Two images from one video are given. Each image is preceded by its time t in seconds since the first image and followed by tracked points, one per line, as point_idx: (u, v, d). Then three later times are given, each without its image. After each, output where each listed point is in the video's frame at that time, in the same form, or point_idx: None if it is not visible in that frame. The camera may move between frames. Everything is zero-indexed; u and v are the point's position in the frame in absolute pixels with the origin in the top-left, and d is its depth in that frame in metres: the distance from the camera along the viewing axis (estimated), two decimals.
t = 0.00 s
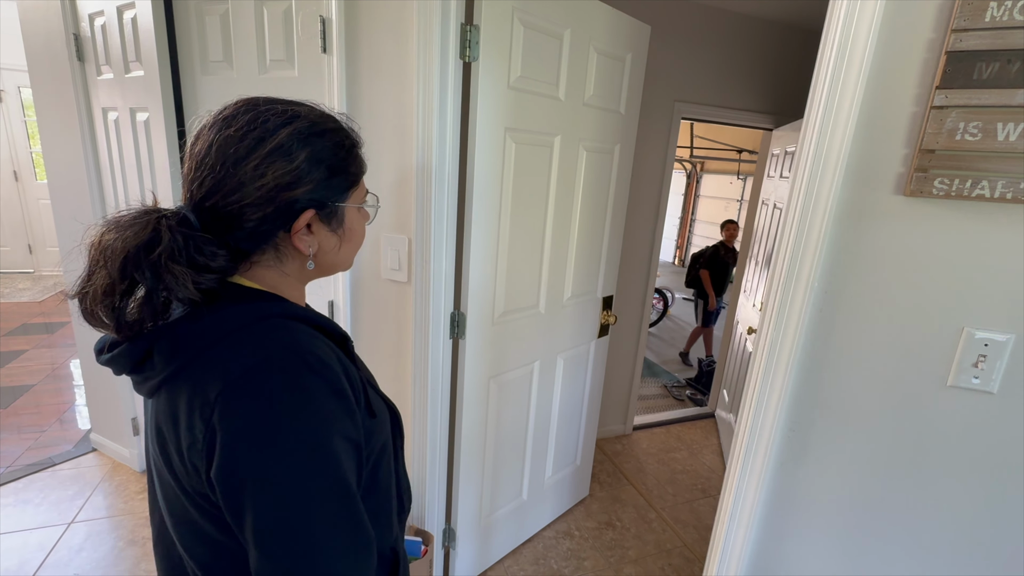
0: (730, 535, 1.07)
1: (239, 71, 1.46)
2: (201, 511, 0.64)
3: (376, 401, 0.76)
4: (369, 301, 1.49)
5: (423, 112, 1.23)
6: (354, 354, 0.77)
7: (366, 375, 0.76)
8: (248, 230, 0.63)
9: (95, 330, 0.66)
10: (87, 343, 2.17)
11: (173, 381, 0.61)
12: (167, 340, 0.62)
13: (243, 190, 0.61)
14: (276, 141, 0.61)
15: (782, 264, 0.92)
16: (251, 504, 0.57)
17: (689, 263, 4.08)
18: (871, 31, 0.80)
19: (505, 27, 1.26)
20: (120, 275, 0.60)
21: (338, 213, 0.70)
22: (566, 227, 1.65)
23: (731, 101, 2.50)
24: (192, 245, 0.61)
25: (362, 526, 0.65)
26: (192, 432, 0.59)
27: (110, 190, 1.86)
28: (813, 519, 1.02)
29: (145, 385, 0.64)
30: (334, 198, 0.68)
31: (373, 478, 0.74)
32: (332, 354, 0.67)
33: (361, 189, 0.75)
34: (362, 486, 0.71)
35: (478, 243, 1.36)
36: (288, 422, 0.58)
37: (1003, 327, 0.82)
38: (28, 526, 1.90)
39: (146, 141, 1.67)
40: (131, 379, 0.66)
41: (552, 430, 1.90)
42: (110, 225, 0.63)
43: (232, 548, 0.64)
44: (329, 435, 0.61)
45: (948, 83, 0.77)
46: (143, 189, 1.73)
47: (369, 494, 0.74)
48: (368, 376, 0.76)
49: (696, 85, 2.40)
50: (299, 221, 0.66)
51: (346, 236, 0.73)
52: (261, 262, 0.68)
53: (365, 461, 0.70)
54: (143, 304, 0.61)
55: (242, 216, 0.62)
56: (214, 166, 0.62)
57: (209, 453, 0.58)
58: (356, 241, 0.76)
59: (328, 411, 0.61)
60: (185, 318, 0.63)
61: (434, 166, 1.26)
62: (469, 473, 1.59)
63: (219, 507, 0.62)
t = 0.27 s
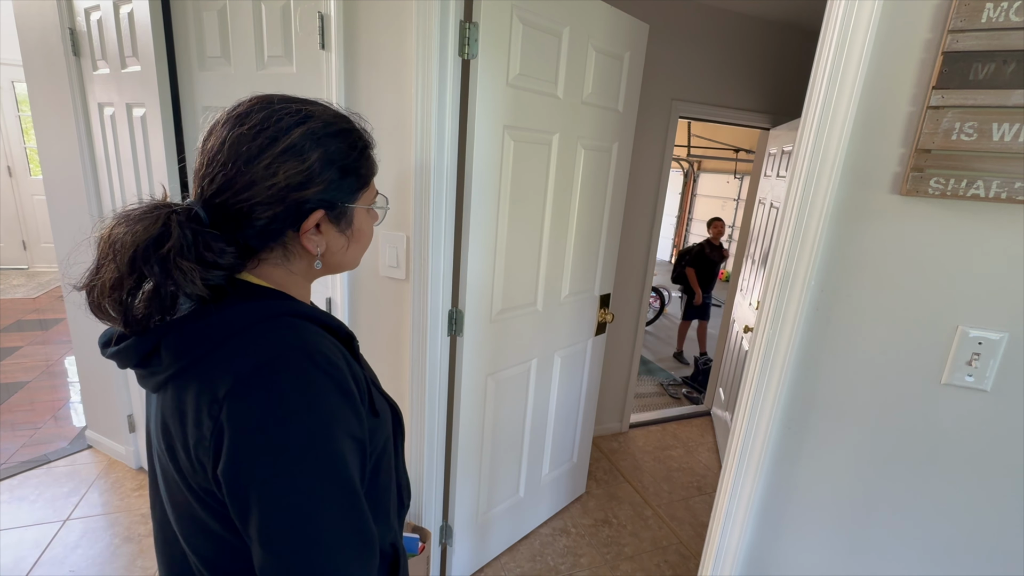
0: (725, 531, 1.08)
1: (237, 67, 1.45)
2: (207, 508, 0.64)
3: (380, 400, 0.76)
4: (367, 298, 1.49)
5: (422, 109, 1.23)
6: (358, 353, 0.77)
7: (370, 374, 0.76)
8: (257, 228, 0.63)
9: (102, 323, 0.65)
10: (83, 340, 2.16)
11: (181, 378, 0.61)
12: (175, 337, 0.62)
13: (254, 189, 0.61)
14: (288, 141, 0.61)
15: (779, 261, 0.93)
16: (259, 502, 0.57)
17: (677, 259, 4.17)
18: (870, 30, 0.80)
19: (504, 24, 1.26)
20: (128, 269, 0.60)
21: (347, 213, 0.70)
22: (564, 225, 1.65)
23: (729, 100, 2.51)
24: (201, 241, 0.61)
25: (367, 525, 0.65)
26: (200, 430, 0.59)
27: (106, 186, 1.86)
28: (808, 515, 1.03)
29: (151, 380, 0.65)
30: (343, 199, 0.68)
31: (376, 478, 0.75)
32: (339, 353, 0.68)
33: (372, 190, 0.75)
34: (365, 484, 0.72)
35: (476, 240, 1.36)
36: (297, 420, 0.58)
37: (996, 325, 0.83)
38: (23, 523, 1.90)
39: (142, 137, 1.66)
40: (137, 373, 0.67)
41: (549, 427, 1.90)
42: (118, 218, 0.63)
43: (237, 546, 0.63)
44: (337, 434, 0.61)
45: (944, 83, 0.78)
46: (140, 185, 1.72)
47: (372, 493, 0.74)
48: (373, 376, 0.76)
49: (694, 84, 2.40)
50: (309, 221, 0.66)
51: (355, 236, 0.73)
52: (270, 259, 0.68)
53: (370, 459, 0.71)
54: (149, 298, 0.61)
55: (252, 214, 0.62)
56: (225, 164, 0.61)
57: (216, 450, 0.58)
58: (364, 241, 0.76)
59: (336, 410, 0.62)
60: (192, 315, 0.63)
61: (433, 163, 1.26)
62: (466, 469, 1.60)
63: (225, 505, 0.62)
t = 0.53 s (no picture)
0: (721, 528, 1.09)
1: (234, 63, 1.45)
2: (211, 506, 0.64)
3: (383, 400, 0.76)
4: (365, 295, 1.49)
5: (421, 106, 1.23)
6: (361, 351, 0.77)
7: (373, 373, 0.76)
8: (264, 226, 0.63)
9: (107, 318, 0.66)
10: (79, 336, 2.16)
11: (186, 376, 0.61)
12: (181, 335, 0.62)
13: (263, 186, 0.61)
14: (299, 139, 0.61)
15: (776, 260, 0.94)
16: (264, 501, 0.57)
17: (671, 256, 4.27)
18: (866, 29, 0.81)
19: (502, 21, 1.25)
20: (135, 265, 0.60)
21: (355, 213, 0.70)
22: (562, 222, 1.66)
23: (727, 99, 2.51)
24: (208, 238, 0.60)
25: (371, 524, 0.66)
26: (205, 428, 0.59)
27: (103, 182, 1.85)
28: (804, 512, 1.04)
29: (156, 377, 0.65)
30: (351, 199, 0.68)
31: (378, 477, 0.75)
32: (344, 352, 0.68)
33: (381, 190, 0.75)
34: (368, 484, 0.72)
35: (475, 238, 1.36)
36: (303, 420, 0.59)
37: (990, 324, 0.84)
38: (19, 520, 1.89)
39: (139, 133, 1.65)
40: (142, 369, 0.67)
41: (547, 424, 1.91)
42: (126, 214, 0.62)
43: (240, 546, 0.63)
44: (342, 434, 0.61)
45: (940, 82, 0.78)
46: (137, 181, 1.71)
47: (374, 493, 0.74)
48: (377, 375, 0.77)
49: (693, 83, 2.40)
50: (316, 220, 0.66)
51: (362, 236, 0.73)
52: (276, 257, 0.68)
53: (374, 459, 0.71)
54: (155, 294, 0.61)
55: (260, 212, 0.62)
56: (234, 160, 0.61)
57: (222, 449, 0.58)
58: (370, 242, 0.76)
59: (341, 410, 0.62)
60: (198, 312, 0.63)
61: (431, 160, 1.26)
62: (464, 467, 1.60)
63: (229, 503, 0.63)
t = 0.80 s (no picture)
0: (719, 524, 1.09)
1: (234, 60, 1.44)
2: (208, 500, 0.65)
3: (383, 396, 0.77)
4: (365, 293, 1.49)
5: (420, 103, 1.23)
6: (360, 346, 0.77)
7: (372, 369, 0.76)
8: (260, 221, 0.63)
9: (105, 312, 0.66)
10: (77, 333, 2.15)
11: (184, 371, 0.61)
12: (178, 330, 0.62)
13: (257, 180, 0.61)
14: (293, 134, 0.61)
15: (775, 258, 0.94)
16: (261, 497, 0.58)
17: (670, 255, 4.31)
18: (866, 28, 0.81)
19: (502, 19, 1.25)
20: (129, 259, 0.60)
21: (350, 209, 0.69)
22: (562, 220, 1.66)
23: (726, 98, 2.51)
24: (201, 233, 0.60)
25: (369, 521, 0.66)
26: (202, 424, 0.59)
27: (101, 178, 1.84)
28: (801, 509, 1.04)
29: (154, 371, 0.65)
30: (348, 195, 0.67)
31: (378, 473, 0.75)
32: (342, 348, 0.68)
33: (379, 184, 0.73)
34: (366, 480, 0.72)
35: (474, 235, 1.37)
36: (301, 417, 0.59)
37: (987, 322, 0.84)
38: (17, 517, 1.89)
39: (138, 130, 1.65)
40: (139, 363, 0.67)
41: (545, 422, 1.91)
42: (122, 207, 0.63)
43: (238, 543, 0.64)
44: (340, 431, 0.61)
45: (939, 81, 0.79)
46: (136, 178, 1.71)
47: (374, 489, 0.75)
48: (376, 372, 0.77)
49: (692, 82, 2.41)
50: (310, 216, 0.65)
51: (358, 233, 0.73)
52: (272, 252, 0.68)
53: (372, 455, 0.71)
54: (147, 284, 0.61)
55: (256, 207, 0.62)
56: (228, 155, 0.62)
57: (219, 445, 0.58)
58: (367, 237, 0.75)
59: (339, 406, 0.62)
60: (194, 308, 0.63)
61: (431, 157, 1.26)
62: (463, 464, 1.60)
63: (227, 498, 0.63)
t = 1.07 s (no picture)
0: (720, 523, 1.10)
1: (237, 58, 1.45)
2: (193, 490, 0.65)
3: (374, 392, 0.77)
4: (367, 291, 1.50)
5: (423, 101, 1.24)
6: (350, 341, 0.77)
7: (363, 365, 0.77)
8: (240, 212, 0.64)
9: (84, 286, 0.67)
10: (79, 331, 2.16)
11: (171, 362, 0.62)
12: (166, 321, 0.63)
13: (231, 168, 0.61)
14: (269, 123, 0.61)
15: (776, 258, 0.94)
16: (242, 489, 0.58)
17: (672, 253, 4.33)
18: (869, 29, 0.81)
19: (505, 17, 1.26)
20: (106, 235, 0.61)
21: (329, 206, 0.68)
22: (564, 218, 1.66)
23: (728, 97, 2.52)
24: (176, 215, 0.61)
25: (351, 515, 0.65)
26: (186, 414, 0.60)
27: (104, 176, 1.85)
28: (802, 507, 1.05)
29: (145, 363, 0.66)
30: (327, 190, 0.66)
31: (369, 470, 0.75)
32: (329, 342, 0.68)
33: (363, 183, 0.72)
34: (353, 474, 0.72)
35: (476, 233, 1.37)
36: (281, 409, 0.59)
37: (989, 320, 0.84)
38: (21, 513, 1.90)
39: (141, 128, 1.65)
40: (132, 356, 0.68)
41: (547, 420, 1.92)
42: (108, 185, 0.65)
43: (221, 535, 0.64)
44: (320, 422, 0.61)
45: (942, 80, 0.79)
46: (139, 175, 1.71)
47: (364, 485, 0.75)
48: (367, 367, 0.77)
49: (694, 80, 2.41)
50: (281, 211, 0.65)
51: (339, 230, 0.72)
52: (252, 243, 0.68)
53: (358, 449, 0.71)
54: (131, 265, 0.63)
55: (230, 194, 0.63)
56: (210, 144, 0.63)
57: (200, 433, 0.58)
58: (350, 237, 0.74)
59: (322, 399, 0.62)
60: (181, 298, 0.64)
61: (433, 155, 1.26)
62: (464, 461, 1.61)
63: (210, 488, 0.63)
